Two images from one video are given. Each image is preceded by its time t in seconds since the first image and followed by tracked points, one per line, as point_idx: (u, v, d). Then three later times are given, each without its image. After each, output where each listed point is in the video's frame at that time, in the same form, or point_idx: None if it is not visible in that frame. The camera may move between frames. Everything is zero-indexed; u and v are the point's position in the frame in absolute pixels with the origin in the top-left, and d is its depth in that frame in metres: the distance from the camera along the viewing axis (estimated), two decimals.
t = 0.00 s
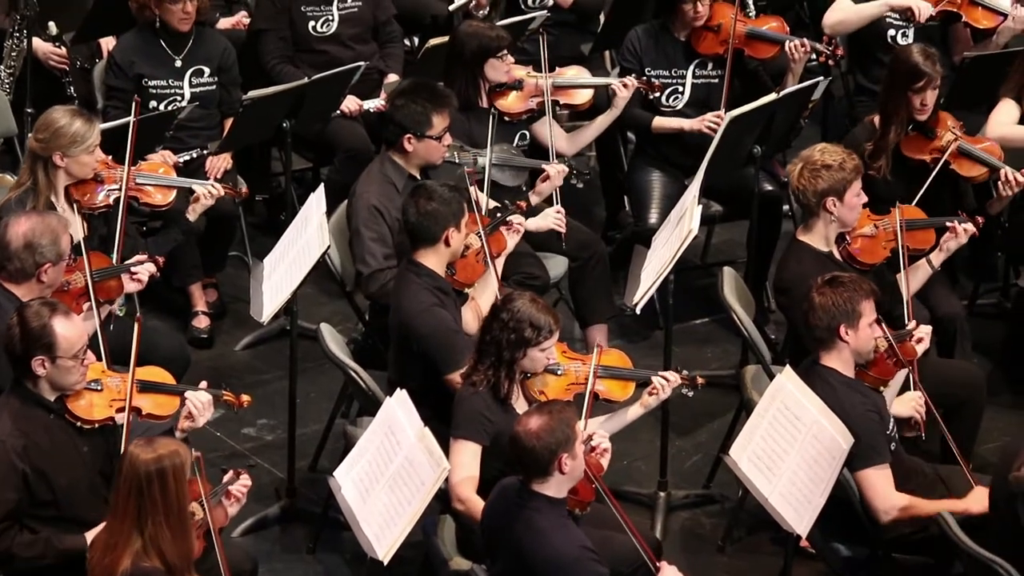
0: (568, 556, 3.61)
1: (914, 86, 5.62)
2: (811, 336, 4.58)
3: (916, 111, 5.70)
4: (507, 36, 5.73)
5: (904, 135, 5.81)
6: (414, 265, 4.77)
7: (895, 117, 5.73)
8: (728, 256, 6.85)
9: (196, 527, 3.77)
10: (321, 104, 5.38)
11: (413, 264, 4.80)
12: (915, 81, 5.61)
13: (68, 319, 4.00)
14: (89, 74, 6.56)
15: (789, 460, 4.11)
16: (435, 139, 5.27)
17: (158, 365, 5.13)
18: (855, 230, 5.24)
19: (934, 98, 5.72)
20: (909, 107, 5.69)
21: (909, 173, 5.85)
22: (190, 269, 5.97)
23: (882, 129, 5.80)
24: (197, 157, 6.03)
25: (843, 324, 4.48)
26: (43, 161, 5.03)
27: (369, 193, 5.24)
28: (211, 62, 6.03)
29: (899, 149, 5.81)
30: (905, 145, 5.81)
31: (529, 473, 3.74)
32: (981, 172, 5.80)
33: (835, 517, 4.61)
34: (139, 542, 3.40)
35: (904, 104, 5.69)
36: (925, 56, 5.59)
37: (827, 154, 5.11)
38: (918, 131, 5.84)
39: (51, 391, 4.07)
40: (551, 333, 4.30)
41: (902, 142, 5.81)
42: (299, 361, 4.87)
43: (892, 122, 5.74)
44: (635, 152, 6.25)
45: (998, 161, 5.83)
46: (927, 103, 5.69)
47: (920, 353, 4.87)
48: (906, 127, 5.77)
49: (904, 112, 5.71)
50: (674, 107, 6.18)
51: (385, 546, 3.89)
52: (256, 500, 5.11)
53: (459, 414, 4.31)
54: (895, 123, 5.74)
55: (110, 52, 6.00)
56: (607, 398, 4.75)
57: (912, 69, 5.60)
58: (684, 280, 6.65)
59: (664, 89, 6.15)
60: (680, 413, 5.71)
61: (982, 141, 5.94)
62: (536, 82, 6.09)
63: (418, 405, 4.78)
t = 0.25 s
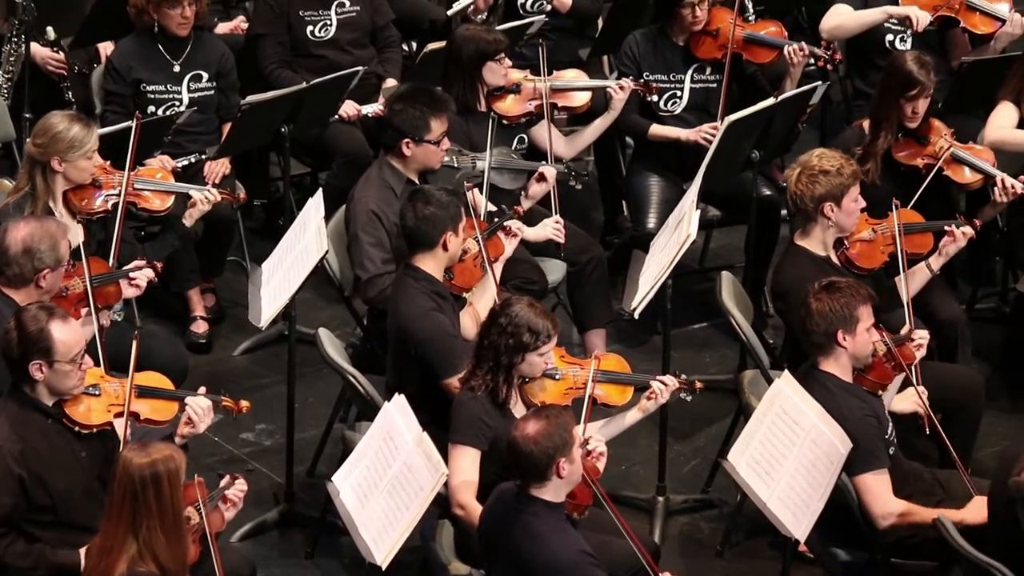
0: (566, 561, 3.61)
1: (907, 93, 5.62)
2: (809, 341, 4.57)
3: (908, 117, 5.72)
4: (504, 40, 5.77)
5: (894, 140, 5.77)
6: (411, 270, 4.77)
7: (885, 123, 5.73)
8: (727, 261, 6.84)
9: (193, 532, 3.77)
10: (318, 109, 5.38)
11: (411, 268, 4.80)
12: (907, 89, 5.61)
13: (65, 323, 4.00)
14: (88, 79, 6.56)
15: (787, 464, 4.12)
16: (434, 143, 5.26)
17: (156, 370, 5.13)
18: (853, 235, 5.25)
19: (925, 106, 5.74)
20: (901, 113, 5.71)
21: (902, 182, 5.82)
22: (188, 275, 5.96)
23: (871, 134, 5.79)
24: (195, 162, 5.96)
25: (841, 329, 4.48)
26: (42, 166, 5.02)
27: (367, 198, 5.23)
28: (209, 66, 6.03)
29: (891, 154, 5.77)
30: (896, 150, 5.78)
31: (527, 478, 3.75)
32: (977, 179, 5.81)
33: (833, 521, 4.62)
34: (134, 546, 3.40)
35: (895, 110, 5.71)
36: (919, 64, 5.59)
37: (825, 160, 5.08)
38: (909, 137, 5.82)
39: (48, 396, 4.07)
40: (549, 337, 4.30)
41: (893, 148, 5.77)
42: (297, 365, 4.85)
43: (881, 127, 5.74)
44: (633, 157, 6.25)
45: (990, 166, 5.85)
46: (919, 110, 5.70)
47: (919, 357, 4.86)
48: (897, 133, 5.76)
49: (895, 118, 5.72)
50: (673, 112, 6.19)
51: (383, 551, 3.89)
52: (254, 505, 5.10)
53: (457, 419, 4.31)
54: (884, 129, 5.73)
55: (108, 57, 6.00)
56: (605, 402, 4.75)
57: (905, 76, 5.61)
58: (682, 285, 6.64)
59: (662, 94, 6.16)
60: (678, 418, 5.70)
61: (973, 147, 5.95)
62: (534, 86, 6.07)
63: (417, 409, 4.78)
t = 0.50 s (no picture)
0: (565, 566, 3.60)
1: (897, 101, 5.63)
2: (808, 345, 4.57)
3: (899, 124, 5.71)
4: (504, 43, 5.77)
5: (886, 145, 5.78)
6: (411, 274, 4.77)
7: (875, 131, 5.72)
8: (726, 265, 6.84)
9: (190, 536, 3.77)
10: (317, 113, 5.39)
11: (411, 272, 4.80)
12: (897, 96, 5.62)
13: (65, 327, 4.01)
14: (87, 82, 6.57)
15: (786, 468, 4.12)
16: (434, 148, 5.27)
17: (155, 374, 5.13)
18: (853, 239, 5.24)
19: (915, 113, 5.73)
20: (891, 120, 5.70)
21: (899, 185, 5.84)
22: (188, 279, 5.96)
23: (861, 141, 5.78)
24: (195, 166, 5.98)
25: (841, 334, 4.48)
26: (41, 170, 5.03)
27: (367, 202, 5.24)
28: (208, 71, 6.04)
29: (885, 159, 5.78)
30: (890, 155, 5.78)
31: (526, 482, 3.74)
32: (973, 180, 5.86)
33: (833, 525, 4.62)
34: (131, 550, 3.39)
35: (885, 117, 5.70)
36: (909, 70, 5.60)
37: (826, 164, 5.10)
38: (900, 142, 5.81)
39: (48, 400, 4.08)
40: (547, 341, 4.30)
41: (886, 153, 5.78)
42: (297, 370, 4.86)
43: (871, 137, 5.74)
44: (632, 161, 6.25)
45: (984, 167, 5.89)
46: (909, 117, 5.70)
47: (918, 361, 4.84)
48: (888, 140, 5.76)
49: (885, 124, 5.72)
50: (672, 116, 6.19)
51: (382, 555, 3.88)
52: (254, 509, 5.10)
53: (456, 423, 4.31)
54: (876, 135, 5.73)
55: (107, 61, 6.00)
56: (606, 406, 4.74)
57: (895, 84, 5.61)
58: (681, 288, 6.64)
59: (662, 97, 6.15)
60: (678, 422, 5.70)
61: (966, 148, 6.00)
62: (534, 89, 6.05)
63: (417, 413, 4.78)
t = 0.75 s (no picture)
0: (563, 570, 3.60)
1: (890, 104, 5.62)
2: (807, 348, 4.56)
3: (893, 127, 5.71)
4: (502, 47, 5.77)
5: (881, 149, 5.78)
6: (410, 278, 4.76)
7: (870, 133, 5.71)
8: (724, 269, 6.84)
9: (187, 540, 3.77)
10: (314, 117, 5.39)
11: (409, 276, 4.80)
12: (891, 99, 5.61)
13: (63, 330, 4.02)
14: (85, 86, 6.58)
15: (784, 471, 4.12)
16: (434, 152, 5.28)
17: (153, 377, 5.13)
18: (850, 244, 5.27)
19: (909, 116, 5.73)
20: (885, 124, 5.70)
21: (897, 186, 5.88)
22: (186, 282, 5.97)
23: (856, 144, 5.76)
24: (192, 170, 6.03)
25: (841, 338, 4.46)
26: (39, 174, 5.03)
27: (366, 205, 5.24)
28: (206, 74, 6.04)
29: (880, 162, 5.78)
30: (885, 159, 5.79)
31: (524, 486, 3.73)
32: (968, 179, 5.88)
33: (830, 529, 4.62)
34: (128, 554, 3.39)
35: (879, 121, 5.69)
36: (901, 74, 5.57)
37: (826, 169, 5.10)
38: (895, 145, 5.82)
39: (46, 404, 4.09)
40: (544, 344, 4.30)
41: (881, 156, 5.78)
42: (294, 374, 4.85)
43: (866, 139, 5.72)
44: (630, 164, 6.25)
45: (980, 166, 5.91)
46: (903, 120, 5.70)
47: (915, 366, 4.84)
48: (883, 143, 5.76)
49: (879, 129, 5.71)
50: (669, 119, 6.17)
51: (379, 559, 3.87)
52: (251, 513, 5.10)
53: (453, 427, 4.31)
54: (870, 137, 5.71)
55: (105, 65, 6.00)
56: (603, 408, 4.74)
57: (888, 87, 5.59)
58: (679, 292, 6.64)
59: (659, 101, 6.14)
60: (675, 425, 5.70)
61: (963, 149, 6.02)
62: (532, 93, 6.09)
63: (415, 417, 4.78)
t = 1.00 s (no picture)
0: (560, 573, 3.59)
1: (886, 107, 5.61)
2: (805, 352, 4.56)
3: (889, 130, 5.69)
4: (498, 51, 5.77)
5: (878, 152, 5.80)
6: (407, 281, 4.77)
7: (866, 137, 5.70)
8: (721, 272, 6.84)
9: (184, 544, 3.77)
10: (312, 121, 5.39)
11: (406, 280, 4.80)
12: (887, 102, 5.60)
13: (60, 335, 4.03)
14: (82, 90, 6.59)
15: (781, 475, 4.12)
16: (438, 157, 5.28)
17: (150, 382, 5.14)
18: (848, 249, 5.28)
19: (906, 118, 5.71)
20: (882, 126, 5.68)
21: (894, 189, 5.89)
22: (183, 286, 5.97)
23: (853, 147, 5.76)
24: (189, 173, 5.98)
25: (838, 343, 4.46)
26: (38, 178, 5.03)
27: (369, 207, 5.25)
28: (203, 78, 6.04)
29: (877, 165, 5.79)
30: (882, 161, 5.80)
31: (521, 489, 3.73)
32: (966, 180, 5.88)
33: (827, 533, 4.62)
34: (126, 559, 3.39)
35: (875, 123, 5.68)
36: (896, 76, 5.57)
37: (825, 174, 5.10)
38: (892, 148, 5.84)
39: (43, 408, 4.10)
40: (540, 347, 4.31)
41: (878, 160, 5.79)
42: (291, 377, 4.85)
43: (863, 141, 5.72)
44: (627, 168, 6.25)
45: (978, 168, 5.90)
46: (899, 122, 5.68)
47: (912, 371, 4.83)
48: (880, 146, 5.78)
49: (876, 131, 5.70)
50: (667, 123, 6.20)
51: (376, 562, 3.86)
52: (248, 516, 5.10)
53: (450, 431, 4.31)
54: (867, 141, 5.71)
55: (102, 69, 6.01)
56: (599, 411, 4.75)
57: (884, 90, 5.58)
58: (675, 296, 6.64)
59: (656, 105, 6.16)
60: (672, 429, 5.70)
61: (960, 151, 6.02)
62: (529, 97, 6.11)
63: (412, 421, 4.78)
